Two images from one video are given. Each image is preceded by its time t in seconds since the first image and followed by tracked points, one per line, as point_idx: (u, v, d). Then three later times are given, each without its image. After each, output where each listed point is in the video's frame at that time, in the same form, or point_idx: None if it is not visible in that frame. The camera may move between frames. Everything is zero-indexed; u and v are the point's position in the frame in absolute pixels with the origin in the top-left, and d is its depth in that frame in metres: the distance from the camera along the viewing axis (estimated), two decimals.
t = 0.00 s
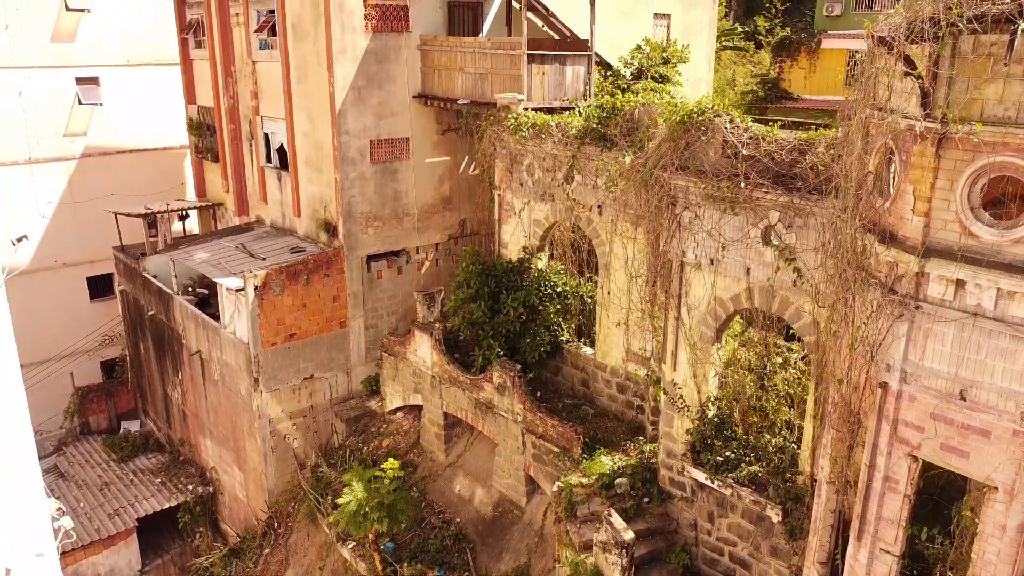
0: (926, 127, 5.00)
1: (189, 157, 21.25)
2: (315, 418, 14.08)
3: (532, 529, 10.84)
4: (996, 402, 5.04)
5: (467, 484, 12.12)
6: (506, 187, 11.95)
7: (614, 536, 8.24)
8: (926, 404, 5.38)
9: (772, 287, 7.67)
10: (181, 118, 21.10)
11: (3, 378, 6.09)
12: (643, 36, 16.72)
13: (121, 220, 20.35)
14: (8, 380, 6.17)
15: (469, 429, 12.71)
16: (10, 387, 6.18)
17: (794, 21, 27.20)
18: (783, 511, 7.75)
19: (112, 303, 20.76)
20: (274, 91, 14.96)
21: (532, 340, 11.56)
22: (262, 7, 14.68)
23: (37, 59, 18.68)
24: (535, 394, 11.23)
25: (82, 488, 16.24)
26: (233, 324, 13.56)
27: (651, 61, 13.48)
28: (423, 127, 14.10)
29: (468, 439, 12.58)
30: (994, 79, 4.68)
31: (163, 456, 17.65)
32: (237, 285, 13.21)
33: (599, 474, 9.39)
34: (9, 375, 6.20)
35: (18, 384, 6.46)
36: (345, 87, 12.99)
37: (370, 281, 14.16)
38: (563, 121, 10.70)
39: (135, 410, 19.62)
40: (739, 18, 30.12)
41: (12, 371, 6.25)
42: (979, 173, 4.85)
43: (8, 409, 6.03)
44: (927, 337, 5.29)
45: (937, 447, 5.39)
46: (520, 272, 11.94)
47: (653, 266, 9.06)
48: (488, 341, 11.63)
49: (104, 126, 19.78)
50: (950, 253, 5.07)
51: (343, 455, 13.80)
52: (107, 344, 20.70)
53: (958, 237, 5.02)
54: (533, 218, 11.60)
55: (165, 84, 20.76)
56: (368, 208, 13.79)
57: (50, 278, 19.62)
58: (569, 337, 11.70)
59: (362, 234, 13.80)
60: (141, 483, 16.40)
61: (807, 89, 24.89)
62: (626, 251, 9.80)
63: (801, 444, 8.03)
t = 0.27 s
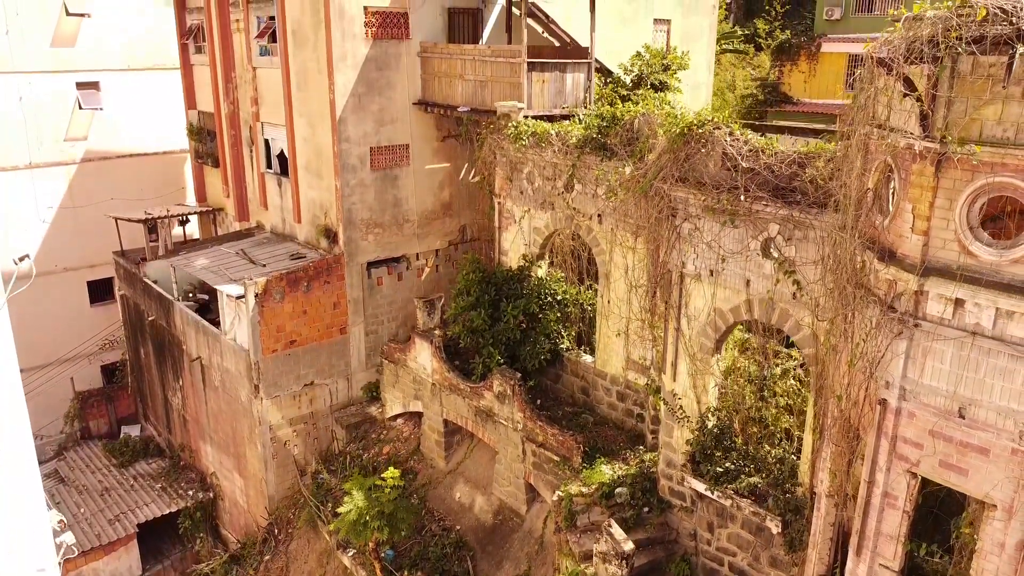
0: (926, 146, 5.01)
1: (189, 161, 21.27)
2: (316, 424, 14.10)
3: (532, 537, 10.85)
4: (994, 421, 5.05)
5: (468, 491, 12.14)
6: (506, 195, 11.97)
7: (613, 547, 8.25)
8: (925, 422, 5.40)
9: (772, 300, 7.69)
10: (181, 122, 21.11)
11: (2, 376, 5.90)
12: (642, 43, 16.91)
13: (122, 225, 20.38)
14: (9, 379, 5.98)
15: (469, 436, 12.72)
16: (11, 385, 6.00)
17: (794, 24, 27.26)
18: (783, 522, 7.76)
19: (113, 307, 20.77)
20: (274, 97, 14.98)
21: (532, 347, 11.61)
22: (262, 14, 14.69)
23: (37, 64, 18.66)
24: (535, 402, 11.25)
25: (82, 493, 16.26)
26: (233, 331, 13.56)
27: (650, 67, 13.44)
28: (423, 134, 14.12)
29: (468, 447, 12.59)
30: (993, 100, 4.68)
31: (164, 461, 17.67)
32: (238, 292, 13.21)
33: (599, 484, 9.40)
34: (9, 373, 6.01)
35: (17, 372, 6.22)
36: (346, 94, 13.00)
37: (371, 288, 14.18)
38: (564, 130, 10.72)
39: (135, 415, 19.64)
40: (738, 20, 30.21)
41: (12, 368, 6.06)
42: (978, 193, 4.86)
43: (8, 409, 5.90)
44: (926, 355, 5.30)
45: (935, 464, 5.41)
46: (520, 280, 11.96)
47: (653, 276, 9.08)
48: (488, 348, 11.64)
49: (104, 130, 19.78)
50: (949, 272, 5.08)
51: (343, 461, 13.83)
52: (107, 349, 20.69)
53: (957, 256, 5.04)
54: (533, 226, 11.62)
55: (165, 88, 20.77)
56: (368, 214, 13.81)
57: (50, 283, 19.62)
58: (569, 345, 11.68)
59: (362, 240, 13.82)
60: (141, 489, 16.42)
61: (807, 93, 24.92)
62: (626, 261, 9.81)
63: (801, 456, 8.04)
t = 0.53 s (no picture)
0: (923, 167, 5.03)
1: (188, 166, 21.29)
2: (315, 431, 14.12)
3: (532, 545, 10.87)
4: (991, 439, 5.08)
5: (467, 498, 12.16)
6: (505, 203, 11.99)
7: (612, 558, 8.27)
8: (922, 439, 5.43)
9: (770, 312, 7.72)
10: (180, 126, 21.14)
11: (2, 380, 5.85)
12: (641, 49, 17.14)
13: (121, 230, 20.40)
14: (8, 381, 5.94)
15: (468, 444, 12.75)
16: (10, 388, 5.95)
17: (792, 28, 27.33)
18: (781, 533, 7.77)
19: (112, 312, 20.79)
20: (274, 104, 15.00)
21: (532, 356, 11.57)
22: (262, 21, 14.71)
23: (37, 69, 18.68)
24: (534, 410, 11.27)
25: (82, 499, 16.27)
26: (233, 338, 13.57)
27: (649, 75, 13.46)
28: (423, 141, 14.15)
29: (468, 454, 12.61)
30: (990, 122, 4.71)
31: (163, 467, 17.69)
32: (237, 299, 13.21)
33: (598, 493, 9.47)
34: (9, 376, 5.95)
35: (17, 375, 6.16)
36: (345, 101, 13.02)
37: (370, 295, 14.20)
38: (563, 139, 10.74)
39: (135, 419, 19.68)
40: (737, 22, 30.29)
41: (11, 370, 5.99)
42: (975, 214, 4.90)
43: (7, 413, 5.87)
44: (923, 373, 5.33)
45: (933, 481, 5.44)
46: (519, 289, 11.99)
47: (652, 286, 9.10)
48: (488, 357, 11.66)
49: (103, 135, 19.79)
50: (946, 291, 5.11)
51: (343, 468, 13.87)
52: (106, 353, 20.68)
53: (955, 276, 5.07)
54: (532, 234, 11.64)
55: (165, 93, 20.79)
56: (368, 221, 13.83)
57: (50, 288, 19.62)
58: (568, 353, 11.73)
59: (361, 247, 13.84)
60: (141, 494, 16.43)
61: (805, 96, 24.94)
62: (625, 270, 9.83)
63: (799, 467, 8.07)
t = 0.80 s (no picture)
0: (914, 187, 5.06)
1: (183, 171, 21.26)
2: (310, 438, 14.12)
3: (527, 552, 10.90)
4: (982, 456, 5.12)
5: (462, 506, 12.17)
6: (500, 211, 12.01)
7: (607, 568, 8.33)
8: (914, 455, 5.47)
9: (764, 324, 7.75)
10: (175, 131, 21.11)
11: None
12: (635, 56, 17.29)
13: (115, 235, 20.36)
14: None
15: (463, 451, 12.77)
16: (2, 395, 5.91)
17: (786, 30, 27.41)
18: (774, 544, 7.81)
19: (107, 316, 20.74)
20: (268, 110, 15.00)
21: (526, 364, 11.63)
22: (257, 27, 14.70)
23: (31, 74, 18.63)
24: (529, 418, 11.29)
25: (77, 505, 16.26)
26: (228, 345, 13.55)
27: (644, 83, 13.41)
28: (418, 148, 14.16)
29: (463, 461, 12.64)
30: (981, 143, 4.76)
31: (158, 472, 17.67)
32: (232, 307, 13.15)
33: (592, 502, 9.49)
34: None
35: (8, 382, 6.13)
36: (340, 109, 13.02)
37: (365, 301, 14.20)
38: (558, 148, 10.75)
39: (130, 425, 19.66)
40: (732, 25, 30.38)
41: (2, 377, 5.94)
42: (966, 234, 4.93)
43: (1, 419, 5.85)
44: (915, 391, 5.36)
45: (925, 496, 5.48)
46: (514, 297, 11.99)
47: (647, 297, 9.12)
48: (483, 365, 11.66)
49: (98, 140, 19.74)
50: (938, 310, 5.15)
51: (339, 474, 13.91)
52: (100, 357, 20.67)
53: (946, 294, 5.11)
54: (527, 242, 11.66)
55: (159, 98, 20.76)
56: (363, 228, 13.83)
57: (44, 293, 19.55)
58: (563, 360, 11.71)
59: (357, 254, 13.83)
60: (136, 500, 16.41)
61: (799, 97, 24.99)
62: (619, 280, 9.84)
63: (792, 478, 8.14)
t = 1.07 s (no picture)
0: (905, 207, 5.10)
1: (176, 175, 21.21)
2: (305, 445, 14.10)
3: (522, 561, 10.91)
4: (973, 473, 5.16)
5: (457, 513, 12.18)
6: (494, 219, 12.02)
7: None
8: (906, 470, 5.52)
9: (757, 336, 7.79)
10: (168, 136, 21.06)
11: None
12: (629, 62, 17.34)
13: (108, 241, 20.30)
14: None
15: (458, 458, 12.78)
16: None
17: (779, 33, 27.49)
18: (768, 554, 7.84)
19: (101, 321, 20.59)
20: (262, 117, 14.97)
21: (521, 372, 11.68)
22: (250, 34, 14.68)
23: (23, 79, 18.56)
24: (523, 426, 11.31)
25: (71, 512, 16.20)
26: (222, 353, 13.52)
27: (637, 89, 13.42)
28: (412, 155, 14.17)
29: (458, 468, 12.65)
30: (971, 164, 4.80)
31: (152, 479, 17.63)
32: (226, 315, 13.12)
33: (587, 511, 9.52)
34: None
35: None
36: (334, 117, 13.01)
37: (359, 308, 14.19)
38: (551, 157, 10.76)
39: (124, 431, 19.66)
40: (725, 27, 30.46)
41: None
42: (958, 253, 4.97)
43: None
44: (907, 407, 5.40)
45: (916, 512, 5.52)
46: (508, 305, 12.02)
47: (640, 307, 9.15)
48: (477, 373, 11.68)
49: (91, 145, 19.67)
50: (929, 328, 5.19)
51: (333, 482, 13.90)
52: (94, 363, 20.53)
53: (937, 313, 5.15)
54: (521, 250, 11.68)
55: (153, 102, 20.71)
56: (357, 235, 13.82)
57: (37, 299, 19.47)
58: (557, 368, 11.79)
59: (351, 261, 13.83)
60: (130, 507, 16.37)
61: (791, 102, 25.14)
62: (613, 289, 9.87)
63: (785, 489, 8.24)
